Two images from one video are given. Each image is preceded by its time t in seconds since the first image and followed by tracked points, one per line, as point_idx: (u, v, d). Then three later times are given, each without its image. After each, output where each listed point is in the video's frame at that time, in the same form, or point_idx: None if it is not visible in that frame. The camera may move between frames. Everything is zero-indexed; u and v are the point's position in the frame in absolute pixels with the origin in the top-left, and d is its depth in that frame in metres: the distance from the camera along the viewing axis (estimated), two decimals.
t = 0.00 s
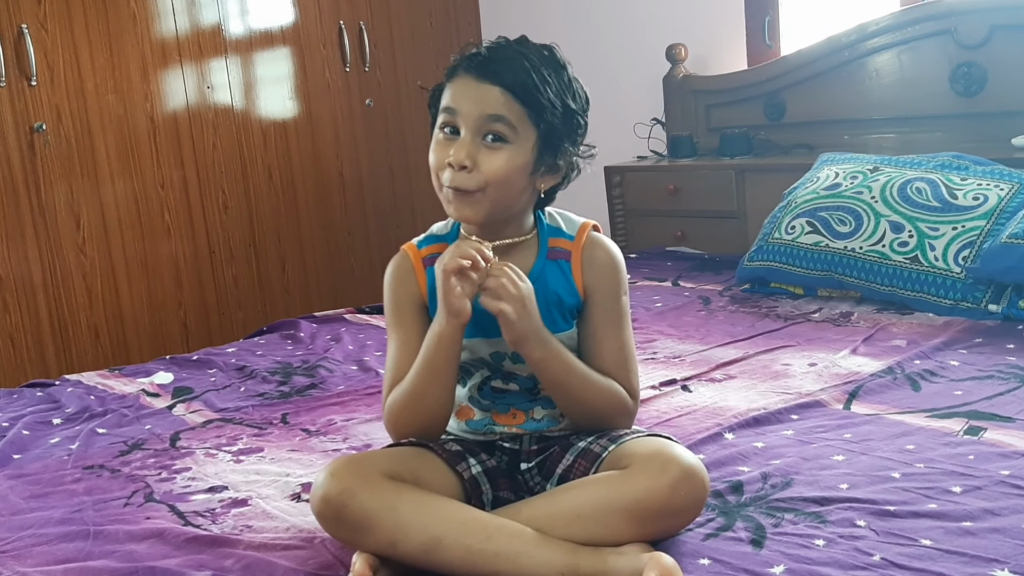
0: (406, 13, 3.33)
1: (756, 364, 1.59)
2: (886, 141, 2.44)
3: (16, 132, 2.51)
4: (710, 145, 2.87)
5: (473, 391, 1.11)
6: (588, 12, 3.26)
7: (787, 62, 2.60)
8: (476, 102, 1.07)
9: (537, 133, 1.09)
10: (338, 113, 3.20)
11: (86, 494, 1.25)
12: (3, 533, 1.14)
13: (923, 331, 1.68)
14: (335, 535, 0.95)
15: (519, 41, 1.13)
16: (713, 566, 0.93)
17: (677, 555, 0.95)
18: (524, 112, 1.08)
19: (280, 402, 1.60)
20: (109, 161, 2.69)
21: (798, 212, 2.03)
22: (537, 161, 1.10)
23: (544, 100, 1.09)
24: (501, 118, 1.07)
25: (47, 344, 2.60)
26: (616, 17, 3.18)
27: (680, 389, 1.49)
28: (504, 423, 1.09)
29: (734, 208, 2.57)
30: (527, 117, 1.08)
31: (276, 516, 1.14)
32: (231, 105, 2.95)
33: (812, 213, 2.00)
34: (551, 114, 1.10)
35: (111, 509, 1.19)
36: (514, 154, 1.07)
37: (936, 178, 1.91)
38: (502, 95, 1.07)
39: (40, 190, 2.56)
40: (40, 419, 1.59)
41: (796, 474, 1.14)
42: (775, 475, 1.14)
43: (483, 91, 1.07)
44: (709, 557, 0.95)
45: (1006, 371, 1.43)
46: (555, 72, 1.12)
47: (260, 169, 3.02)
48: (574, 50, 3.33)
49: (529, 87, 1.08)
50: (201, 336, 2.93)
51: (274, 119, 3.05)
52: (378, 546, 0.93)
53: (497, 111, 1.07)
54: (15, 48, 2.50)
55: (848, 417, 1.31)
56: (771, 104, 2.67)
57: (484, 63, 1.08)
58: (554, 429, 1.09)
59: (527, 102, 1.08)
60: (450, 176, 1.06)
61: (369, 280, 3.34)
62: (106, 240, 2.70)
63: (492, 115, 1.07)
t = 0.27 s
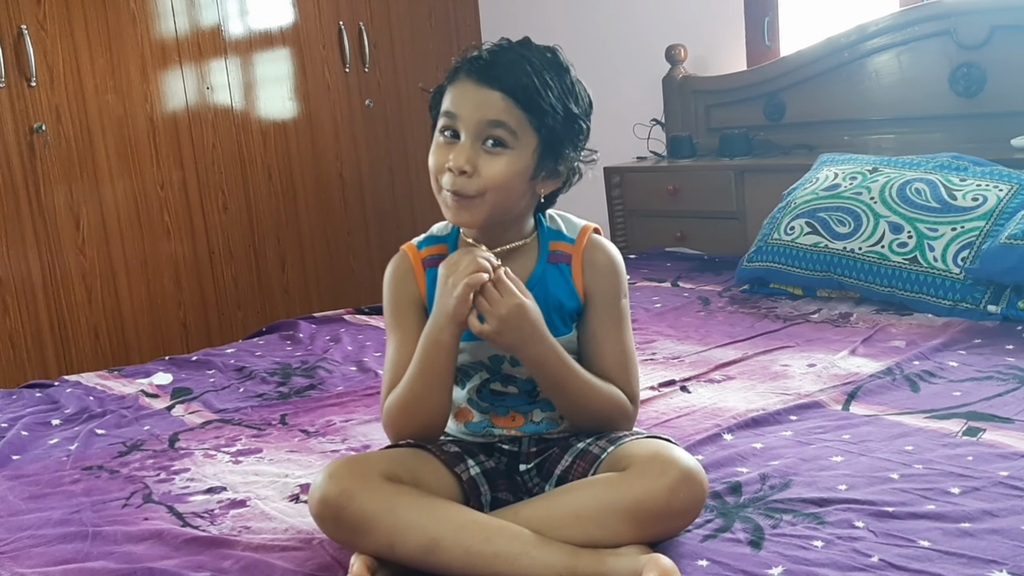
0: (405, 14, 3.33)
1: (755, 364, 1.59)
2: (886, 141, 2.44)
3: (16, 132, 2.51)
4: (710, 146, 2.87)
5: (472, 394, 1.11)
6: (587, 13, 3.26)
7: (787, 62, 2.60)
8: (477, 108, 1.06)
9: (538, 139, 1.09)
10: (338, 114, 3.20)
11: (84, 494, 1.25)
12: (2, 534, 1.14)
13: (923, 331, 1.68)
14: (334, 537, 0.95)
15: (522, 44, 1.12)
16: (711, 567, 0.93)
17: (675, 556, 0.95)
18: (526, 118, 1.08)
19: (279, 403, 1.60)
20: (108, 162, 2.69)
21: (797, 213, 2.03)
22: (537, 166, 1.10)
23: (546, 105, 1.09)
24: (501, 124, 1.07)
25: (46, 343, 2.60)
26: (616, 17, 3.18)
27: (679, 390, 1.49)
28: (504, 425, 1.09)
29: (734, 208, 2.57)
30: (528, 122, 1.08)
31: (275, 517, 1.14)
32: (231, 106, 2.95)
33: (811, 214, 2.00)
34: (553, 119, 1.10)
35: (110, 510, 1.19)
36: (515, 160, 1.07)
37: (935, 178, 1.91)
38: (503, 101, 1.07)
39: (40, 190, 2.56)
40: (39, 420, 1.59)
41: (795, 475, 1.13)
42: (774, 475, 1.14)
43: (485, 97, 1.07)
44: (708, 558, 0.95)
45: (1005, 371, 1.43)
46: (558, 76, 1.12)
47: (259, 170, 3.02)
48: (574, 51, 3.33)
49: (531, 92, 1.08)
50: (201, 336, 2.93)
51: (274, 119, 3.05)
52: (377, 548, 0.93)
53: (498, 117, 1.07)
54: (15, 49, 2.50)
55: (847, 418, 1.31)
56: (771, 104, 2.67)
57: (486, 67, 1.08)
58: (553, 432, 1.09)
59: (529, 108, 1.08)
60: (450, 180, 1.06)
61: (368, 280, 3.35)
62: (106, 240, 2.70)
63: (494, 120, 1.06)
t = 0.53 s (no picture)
0: (403, 15, 3.33)
1: (753, 366, 1.59)
2: (884, 142, 2.44)
3: (14, 134, 2.51)
4: (708, 147, 2.87)
5: (469, 396, 1.11)
6: (585, 14, 3.26)
7: (785, 63, 2.60)
8: (475, 110, 1.06)
9: (536, 142, 1.09)
10: (336, 115, 3.20)
11: (81, 497, 1.25)
12: None
13: (920, 333, 1.68)
14: (330, 540, 0.95)
15: (520, 47, 1.12)
16: (707, 569, 0.93)
17: (671, 558, 0.95)
18: (523, 121, 1.08)
19: (277, 405, 1.60)
20: (106, 164, 2.69)
21: (795, 214, 2.03)
22: (535, 169, 1.09)
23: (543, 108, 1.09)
24: (499, 127, 1.06)
25: (44, 345, 2.60)
26: (614, 18, 3.18)
27: (676, 391, 1.49)
28: (500, 428, 1.09)
29: (732, 210, 2.57)
30: (526, 125, 1.08)
31: (271, 519, 1.14)
32: (229, 107, 2.95)
33: (809, 215, 2.00)
34: (551, 122, 1.10)
35: (107, 513, 1.19)
36: (513, 163, 1.07)
37: (932, 180, 1.91)
38: (501, 104, 1.07)
39: (38, 192, 2.56)
40: (36, 422, 1.59)
41: (792, 476, 1.13)
42: (770, 477, 1.14)
43: (483, 99, 1.07)
44: (704, 560, 0.95)
45: (1002, 373, 1.43)
46: (556, 79, 1.12)
47: (257, 171, 3.02)
48: (572, 53, 3.33)
49: (529, 95, 1.08)
50: (199, 337, 2.93)
51: (272, 120, 3.05)
52: (373, 550, 0.93)
53: (496, 120, 1.06)
54: (13, 51, 2.50)
55: (843, 419, 1.31)
56: (769, 105, 2.66)
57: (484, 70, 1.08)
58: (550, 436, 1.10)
59: (527, 111, 1.08)
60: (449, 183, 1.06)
61: (367, 281, 3.35)
62: (105, 242, 2.70)
63: (492, 123, 1.06)
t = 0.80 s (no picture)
0: (404, 15, 3.34)
1: (753, 366, 1.59)
2: (884, 143, 2.44)
3: (15, 135, 2.51)
4: (709, 147, 2.87)
5: (471, 397, 1.10)
6: (585, 15, 3.27)
7: (785, 64, 2.60)
8: (473, 114, 1.07)
9: (535, 144, 1.09)
10: (337, 115, 3.20)
11: (82, 497, 1.25)
12: None
13: (921, 333, 1.68)
14: (331, 543, 0.96)
15: (519, 51, 1.12)
16: (709, 570, 0.93)
17: (673, 559, 0.95)
18: (523, 124, 1.08)
19: (278, 405, 1.60)
20: (107, 164, 2.69)
21: (796, 214, 2.03)
22: (536, 172, 1.09)
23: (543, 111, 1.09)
24: (497, 130, 1.06)
25: (44, 345, 2.60)
26: (614, 19, 3.18)
27: (677, 392, 1.49)
28: (502, 428, 1.09)
29: (732, 210, 2.57)
30: (526, 128, 1.08)
31: (273, 519, 1.14)
32: (229, 108, 2.95)
33: (809, 215, 2.00)
34: (551, 125, 1.10)
35: (108, 513, 1.19)
36: (512, 165, 1.06)
37: (933, 180, 1.91)
38: (499, 107, 1.07)
39: (38, 192, 2.56)
40: (38, 422, 1.59)
41: (793, 477, 1.13)
42: (771, 478, 1.14)
43: (481, 103, 1.07)
44: (705, 560, 0.95)
45: (1003, 373, 1.43)
46: (556, 82, 1.12)
47: (258, 171, 3.02)
48: (572, 54, 3.33)
49: (528, 96, 1.07)
50: (199, 337, 2.93)
51: (273, 121, 3.05)
52: (373, 552, 0.93)
53: (494, 123, 1.06)
54: (14, 51, 2.50)
55: (844, 419, 1.31)
56: (769, 105, 2.67)
57: (483, 74, 1.08)
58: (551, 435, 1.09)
59: (525, 114, 1.08)
60: (449, 187, 1.06)
61: (367, 281, 3.35)
62: (105, 242, 2.70)
63: (491, 126, 1.06)
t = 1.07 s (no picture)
0: (404, 15, 3.34)
1: (754, 367, 1.59)
2: (884, 144, 2.44)
3: (15, 136, 2.51)
4: (709, 148, 2.87)
5: (473, 389, 1.11)
6: (586, 16, 3.27)
7: (785, 65, 2.60)
8: (475, 106, 1.07)
9: (536, 136, 1.09)
10: (337, 116, 3.20)
11: (83, 498, 1.25)
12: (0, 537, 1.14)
13: (921, 334, 1.68)
14: (333, 542, 0.96)
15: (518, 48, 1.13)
16: (709, 570, 0.93)
17: (674, 559, 0.95)
18: (523, 116, 1.08)
19: (278, 406, 1.60)
20: (107, 164, 2.69)
21: (796, 215, 2.03)
22: (537, 163, 1.09)
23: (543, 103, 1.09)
24: (499, 122, 1.07)
25: (44, 345, 2.60)
26: (614, 20, 3.18)
27: (677, 393, 1.49)
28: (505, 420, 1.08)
29: (732, 211, 2.57)
30: (526, 120, 1.08)
31: (273, 520, 1.14)
32: (230, 109, 2.96)
33: (810, 216, 2.00)
34: (551, 118, 1.10)
35: (109, 514, 1.19)
36: (514, 156, 1.06)
37: (934, 181, 1.91)
38: (501, 99, 1.07)
39: (39, 193, 2.56)
40: (38, 423, 1.59)
41: (793, 477, 1.13)
42: (772, 478, 1.14)
43: (483, 95, 1.07)
44: (705, 560, 0.95)
45: (1003, 374, 1.43)
46: (555, 77, 1.12)
47: (258, 172, 3.02)
48: (572, 55, 3.33)
49: (528, 88, 1.08)
50: (199, 338, 2.93)
51: (273, 122, 3.05)
52: (374, 552, 0.93)
53: (496, 115, 1.07)
54: (14, 53, 2.50)
55: (845, 420, 1.31)
56: (769, 106, 2.67)
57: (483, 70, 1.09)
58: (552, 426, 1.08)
59: (527, 106, 1.08)
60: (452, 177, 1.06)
61: (366, 282, 3.35)
62: (105, 243, 2.70)
63: (492, 117, 1.07)
